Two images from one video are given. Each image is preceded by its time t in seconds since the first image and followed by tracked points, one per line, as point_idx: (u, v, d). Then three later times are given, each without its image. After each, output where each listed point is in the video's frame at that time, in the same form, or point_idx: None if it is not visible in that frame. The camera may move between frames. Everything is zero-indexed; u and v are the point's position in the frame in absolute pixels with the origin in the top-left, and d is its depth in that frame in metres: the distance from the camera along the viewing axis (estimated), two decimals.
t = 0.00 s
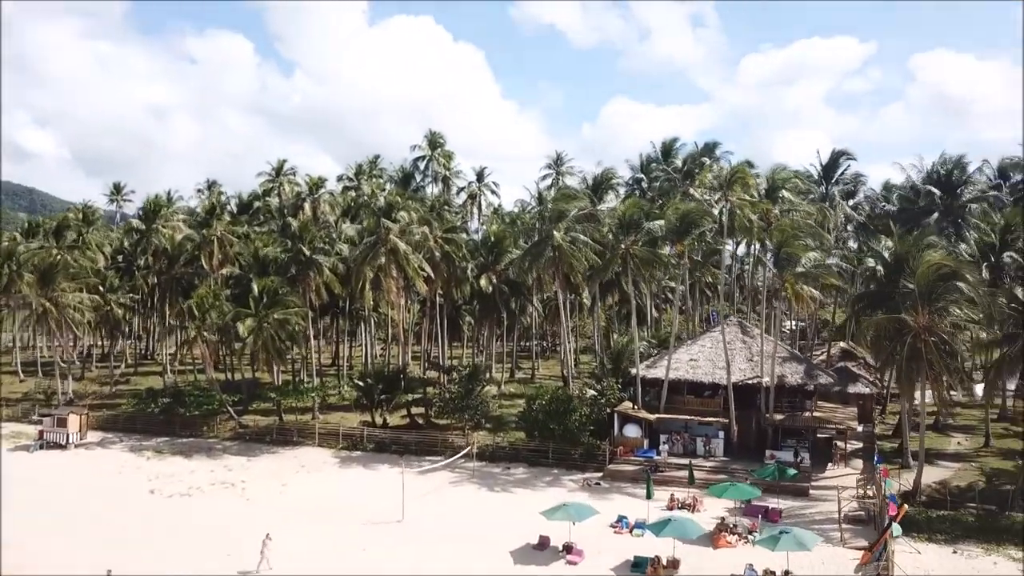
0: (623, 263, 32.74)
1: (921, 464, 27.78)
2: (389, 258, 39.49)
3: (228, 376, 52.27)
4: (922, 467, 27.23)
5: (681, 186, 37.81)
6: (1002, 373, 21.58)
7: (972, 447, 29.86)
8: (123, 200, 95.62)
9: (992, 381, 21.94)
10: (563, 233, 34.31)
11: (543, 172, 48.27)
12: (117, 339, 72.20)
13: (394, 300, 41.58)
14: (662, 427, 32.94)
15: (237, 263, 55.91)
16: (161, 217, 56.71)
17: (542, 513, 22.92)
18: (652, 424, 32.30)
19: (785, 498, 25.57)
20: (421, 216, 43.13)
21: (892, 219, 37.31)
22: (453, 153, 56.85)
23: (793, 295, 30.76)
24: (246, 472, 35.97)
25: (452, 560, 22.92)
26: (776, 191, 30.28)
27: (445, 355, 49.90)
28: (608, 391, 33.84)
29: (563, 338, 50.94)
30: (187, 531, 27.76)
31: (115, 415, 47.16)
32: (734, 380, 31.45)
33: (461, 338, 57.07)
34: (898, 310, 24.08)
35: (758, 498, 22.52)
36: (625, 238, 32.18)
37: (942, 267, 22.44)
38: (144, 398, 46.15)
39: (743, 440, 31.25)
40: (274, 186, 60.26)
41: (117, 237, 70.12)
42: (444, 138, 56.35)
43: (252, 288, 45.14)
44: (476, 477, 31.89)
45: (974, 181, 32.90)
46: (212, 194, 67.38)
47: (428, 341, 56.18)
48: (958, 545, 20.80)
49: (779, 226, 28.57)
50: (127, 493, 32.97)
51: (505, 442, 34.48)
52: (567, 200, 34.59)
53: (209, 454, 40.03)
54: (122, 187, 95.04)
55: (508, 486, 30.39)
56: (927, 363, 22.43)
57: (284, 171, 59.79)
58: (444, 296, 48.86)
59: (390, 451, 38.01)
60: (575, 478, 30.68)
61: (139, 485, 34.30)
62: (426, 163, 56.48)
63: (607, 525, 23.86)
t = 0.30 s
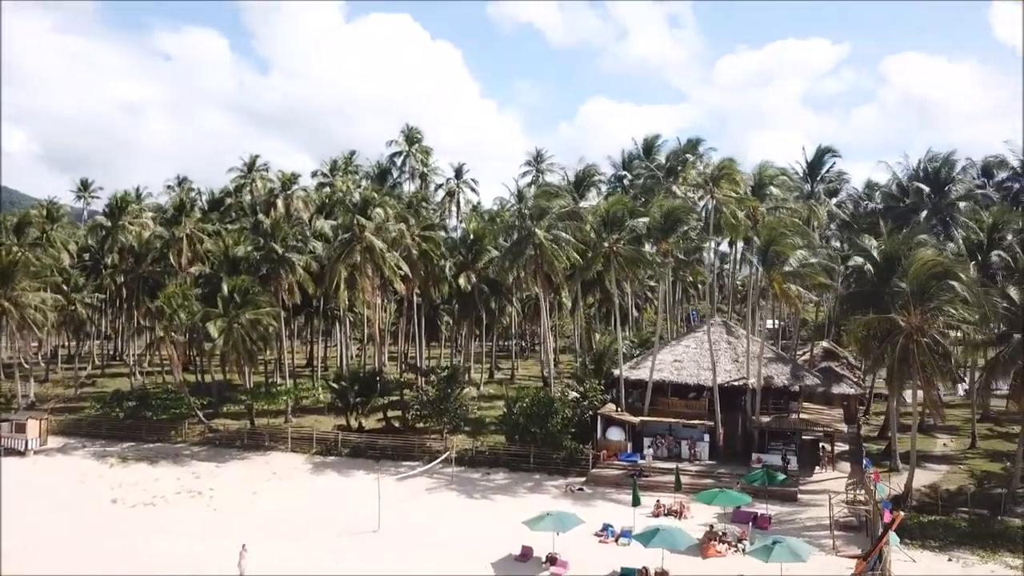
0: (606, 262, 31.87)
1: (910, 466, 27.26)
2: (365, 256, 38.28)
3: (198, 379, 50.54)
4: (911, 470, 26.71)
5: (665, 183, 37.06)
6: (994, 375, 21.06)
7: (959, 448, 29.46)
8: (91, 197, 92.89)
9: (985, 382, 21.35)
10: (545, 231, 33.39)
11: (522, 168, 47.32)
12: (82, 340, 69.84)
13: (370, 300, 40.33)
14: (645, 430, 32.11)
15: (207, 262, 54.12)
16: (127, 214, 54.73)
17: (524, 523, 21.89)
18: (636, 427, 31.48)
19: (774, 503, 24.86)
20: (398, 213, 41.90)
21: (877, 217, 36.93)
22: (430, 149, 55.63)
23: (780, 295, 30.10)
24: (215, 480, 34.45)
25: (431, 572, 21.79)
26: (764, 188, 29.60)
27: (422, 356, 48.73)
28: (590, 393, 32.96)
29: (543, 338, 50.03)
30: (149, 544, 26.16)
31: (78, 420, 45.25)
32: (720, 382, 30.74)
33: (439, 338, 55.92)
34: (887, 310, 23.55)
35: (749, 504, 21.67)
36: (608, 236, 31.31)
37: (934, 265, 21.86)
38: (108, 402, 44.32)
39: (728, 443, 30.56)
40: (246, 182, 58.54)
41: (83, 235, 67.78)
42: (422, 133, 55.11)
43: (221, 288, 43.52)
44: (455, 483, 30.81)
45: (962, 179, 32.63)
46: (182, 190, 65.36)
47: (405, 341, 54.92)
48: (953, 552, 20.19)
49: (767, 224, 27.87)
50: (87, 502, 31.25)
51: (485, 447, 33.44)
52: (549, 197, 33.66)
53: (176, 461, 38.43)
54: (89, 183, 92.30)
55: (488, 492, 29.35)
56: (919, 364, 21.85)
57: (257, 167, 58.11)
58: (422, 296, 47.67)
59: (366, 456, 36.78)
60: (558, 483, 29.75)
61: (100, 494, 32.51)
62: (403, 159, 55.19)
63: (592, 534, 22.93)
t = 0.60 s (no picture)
0: (592, 260, 31.12)
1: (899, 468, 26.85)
2: (343, 254, 37.26)
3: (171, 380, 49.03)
4: (901, 473, 26.30)
5: (651, 180, 36.42)
6: (988, 375, 20.55)
7: (947, 450, 29.15)
8: (61, 192, 90.46)
9: (980, 383, 20.85)
10: (529, 228, 32.57)
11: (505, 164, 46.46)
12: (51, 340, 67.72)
13: (349, 299, 39.26)
14: (631, 432, 31.42)
15: (181, 260, 52.57)
16: (98, 210, 52.99)
17: (509, 531, 21.04)
18: (622, 429, 30.78)
19: (764, 508, 24.27)
20: (378, 210, 40.84)
21: (863, 216, 36.60)
22: (411, 145, 54.58)
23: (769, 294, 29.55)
24: (186, 486, 33.10)
25: None
26: (752, 185, 29.00)
27: (403, 356, 47.73)
28: (576, 394, 32.23)
29: (526, 338, 49.26)
30: (114, 555, 24.85)
31: (45, 424, 43.58)
32: (708, 383, 30.13)
33: (419, 338, 54.91)
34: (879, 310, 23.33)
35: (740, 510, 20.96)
36: (594, 234, 30.55)
37: (928, 265, 21.29)
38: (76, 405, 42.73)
39: (716, 445, 29.98)
40: (221, 178, 57.06)
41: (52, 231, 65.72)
42: (402, 129, 54.02)
43: (194, 286, 42.11)
44: (437, 488, 29.89)
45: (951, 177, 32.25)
46: (155, 187, 63.60)
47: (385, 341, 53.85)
48: (948, 558, 19.71)
49: (756, 222, 27.28)
50: (51, 510, 29.81)
51: (468, 450, 32.56)
52: (533, 193, 32.82)
53: (147, 466, 37.06)
54: (59, 178, 89.82)
55: (471, 498, 28.47)
56: (914, 365, 21.26)
57: (233, 163, 56.67)
58: (402, 295, 46.64)
59: (345, 460, 35.74)
60: (543, 488, 28.96)
61: (65, 502, 31.00)
62: (384, 155, 54.06)
63: (579, 542, 22.15)
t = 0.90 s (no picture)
0: (575, 258, 30.27)
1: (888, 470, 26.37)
2: (318, 251, 36.12)
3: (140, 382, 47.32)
4: (890, 475, 25.80)
5: (634, 176, 35.71)
6: (981, 374, 20.04)
7: (934, 451, 28.79)
8: (27, 188, 87.73)
9: (975, 384, 20.26)
10: (510, 225, 31.66)
11: (485, 160, 45.54)
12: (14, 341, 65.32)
13: (324, 297, 38.04)
14: (615, 435, 30.64)
15: (149, 257, 50.79)
16: (61, 206, 51.00)
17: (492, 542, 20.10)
18: (606, 432, 29.99)
19: (754, 513, 23.60)
20: (353, 206, 39.63)
21: (847, 213, 36.28)
22: (388, 140, 53.36)
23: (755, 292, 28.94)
24: (152, 494, 31.62)
25: None
26: (739, 181, 28.34)
27: (380, 357, 46.59)
28: (558, 396, 31.38)
29: (506, 337, 48.41)
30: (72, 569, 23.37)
31: (4, 429, 41.67)
32: (693, 384, 29.45)
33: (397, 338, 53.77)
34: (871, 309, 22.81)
35: (731, 517, 20.09)
36: (577, 231, 29.68)
37: (921, 263, 20.58)
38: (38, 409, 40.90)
39: (702, 447, 29.31)
40: (192, 173, 55.33)
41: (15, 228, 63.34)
42: (379, 124, 52.78)
43: (162, 285, 40.48)
44: (415, 494, 28.86)
45: (941, 173, 32.30)
46: (124, 182, 61.60)
47: (362, 341, 52.64)
48: (943, 564, 19.14)
49: (744, 219, 26.62)
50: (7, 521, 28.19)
51: (447, 454, 31.57)
52: (514, 190, 31.87)
53: (111, 472, 35.49)
54: (25, 174, 87.11)
55: (451, 504, 27.47)
56: (906, 365, 20.64)
57: (204, 157, 54.98)
58: (380, 294, 45.48)
59: (319, 465, 34.56)
60: (525, 493, 28.07)
61: (23, 512, 29.37)
62: (360, 150, 52.77)
63: (565, 551, 21.27)
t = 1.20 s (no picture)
0: (562, 256, 29.56)
1: (880, 471, 25.92)
2: (296, 249, 35.13)
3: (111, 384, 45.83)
4: (882, 477, 25.36)
5: (621, 173, 35.12)
6: (980, 375, 19.44)
7: (924, 452, 28.46)
8: None
9: (971, 385, 19.75)
10: (495, 223, 30.89)
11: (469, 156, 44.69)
12: None
13: (303, 296, 37.01)
14: (603, 437, 29.95)
15: (122, 255, 49.27)
16: (30, 202, 49.31)
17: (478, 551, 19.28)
18: (594, 434, 29.32)
19: (747, 517, 22.99)
20: (333, 203, 38.59)
21: (835, 212, 35.94)
22: (369, 136, 52.32)
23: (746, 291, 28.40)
24: (123, 501, 30.37)
25: None
26: (729, 178, 27.76)
27: (361, 357, 45.61)
28: (545, 398, 30.63)
29: (489, 337, 47.69)
30: None
31: None
32: (683, 385, 28.84)
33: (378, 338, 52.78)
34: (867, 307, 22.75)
35: (725, 524, 19.43)
36: (563, 229, 28.96)
37: (917, 261, 20.01)
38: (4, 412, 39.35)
39: (691, 450, 28.71)
40: (166, 168, 53.85)
41: None
42: (360, 119, 51.70)
43: (134, 284, 39.09)
44: (397, 500, 27.96)
45: (932, 170, 32.40)
46: (96, 178, 59.92)
47: (342, 341, 51.60)
48: (941, 570, 18.62)
49: (735, 216, 26.06)
50: None
51: (430, 458, 30.71)
52: (498, 186, 31.08)
53: (80, 478, 34.16)
54: None
55: (434, 510, 26.61)
56: (903, 367, 20.03)
57: (179, 153, 53.55)
58: (361, 294, 44.51)
59: (298, 470, 33.55)
60: (511, 498, 27.29)
61: None
62: (340, 145, 51.68)
63: (553, 560, 20.50)
